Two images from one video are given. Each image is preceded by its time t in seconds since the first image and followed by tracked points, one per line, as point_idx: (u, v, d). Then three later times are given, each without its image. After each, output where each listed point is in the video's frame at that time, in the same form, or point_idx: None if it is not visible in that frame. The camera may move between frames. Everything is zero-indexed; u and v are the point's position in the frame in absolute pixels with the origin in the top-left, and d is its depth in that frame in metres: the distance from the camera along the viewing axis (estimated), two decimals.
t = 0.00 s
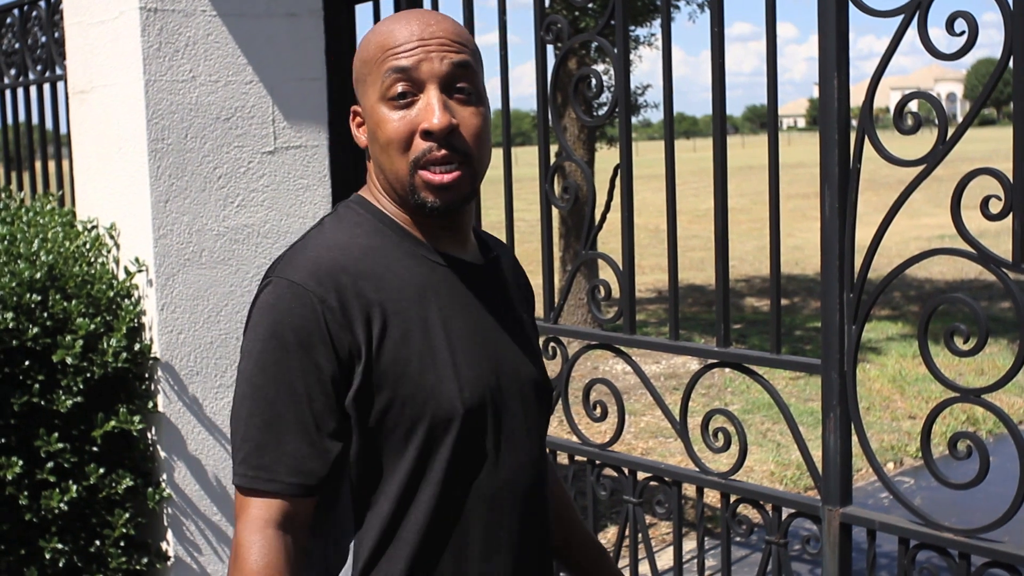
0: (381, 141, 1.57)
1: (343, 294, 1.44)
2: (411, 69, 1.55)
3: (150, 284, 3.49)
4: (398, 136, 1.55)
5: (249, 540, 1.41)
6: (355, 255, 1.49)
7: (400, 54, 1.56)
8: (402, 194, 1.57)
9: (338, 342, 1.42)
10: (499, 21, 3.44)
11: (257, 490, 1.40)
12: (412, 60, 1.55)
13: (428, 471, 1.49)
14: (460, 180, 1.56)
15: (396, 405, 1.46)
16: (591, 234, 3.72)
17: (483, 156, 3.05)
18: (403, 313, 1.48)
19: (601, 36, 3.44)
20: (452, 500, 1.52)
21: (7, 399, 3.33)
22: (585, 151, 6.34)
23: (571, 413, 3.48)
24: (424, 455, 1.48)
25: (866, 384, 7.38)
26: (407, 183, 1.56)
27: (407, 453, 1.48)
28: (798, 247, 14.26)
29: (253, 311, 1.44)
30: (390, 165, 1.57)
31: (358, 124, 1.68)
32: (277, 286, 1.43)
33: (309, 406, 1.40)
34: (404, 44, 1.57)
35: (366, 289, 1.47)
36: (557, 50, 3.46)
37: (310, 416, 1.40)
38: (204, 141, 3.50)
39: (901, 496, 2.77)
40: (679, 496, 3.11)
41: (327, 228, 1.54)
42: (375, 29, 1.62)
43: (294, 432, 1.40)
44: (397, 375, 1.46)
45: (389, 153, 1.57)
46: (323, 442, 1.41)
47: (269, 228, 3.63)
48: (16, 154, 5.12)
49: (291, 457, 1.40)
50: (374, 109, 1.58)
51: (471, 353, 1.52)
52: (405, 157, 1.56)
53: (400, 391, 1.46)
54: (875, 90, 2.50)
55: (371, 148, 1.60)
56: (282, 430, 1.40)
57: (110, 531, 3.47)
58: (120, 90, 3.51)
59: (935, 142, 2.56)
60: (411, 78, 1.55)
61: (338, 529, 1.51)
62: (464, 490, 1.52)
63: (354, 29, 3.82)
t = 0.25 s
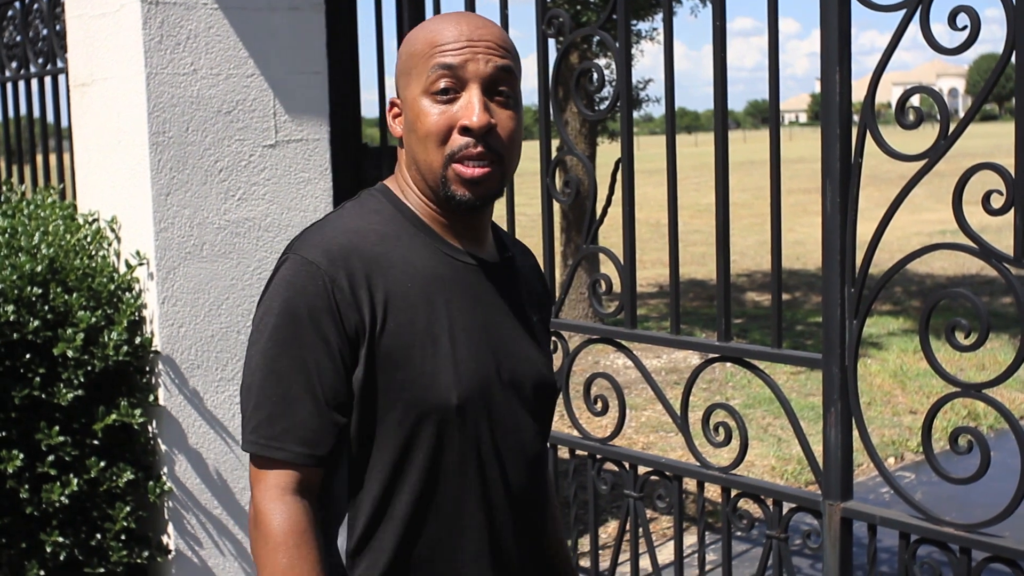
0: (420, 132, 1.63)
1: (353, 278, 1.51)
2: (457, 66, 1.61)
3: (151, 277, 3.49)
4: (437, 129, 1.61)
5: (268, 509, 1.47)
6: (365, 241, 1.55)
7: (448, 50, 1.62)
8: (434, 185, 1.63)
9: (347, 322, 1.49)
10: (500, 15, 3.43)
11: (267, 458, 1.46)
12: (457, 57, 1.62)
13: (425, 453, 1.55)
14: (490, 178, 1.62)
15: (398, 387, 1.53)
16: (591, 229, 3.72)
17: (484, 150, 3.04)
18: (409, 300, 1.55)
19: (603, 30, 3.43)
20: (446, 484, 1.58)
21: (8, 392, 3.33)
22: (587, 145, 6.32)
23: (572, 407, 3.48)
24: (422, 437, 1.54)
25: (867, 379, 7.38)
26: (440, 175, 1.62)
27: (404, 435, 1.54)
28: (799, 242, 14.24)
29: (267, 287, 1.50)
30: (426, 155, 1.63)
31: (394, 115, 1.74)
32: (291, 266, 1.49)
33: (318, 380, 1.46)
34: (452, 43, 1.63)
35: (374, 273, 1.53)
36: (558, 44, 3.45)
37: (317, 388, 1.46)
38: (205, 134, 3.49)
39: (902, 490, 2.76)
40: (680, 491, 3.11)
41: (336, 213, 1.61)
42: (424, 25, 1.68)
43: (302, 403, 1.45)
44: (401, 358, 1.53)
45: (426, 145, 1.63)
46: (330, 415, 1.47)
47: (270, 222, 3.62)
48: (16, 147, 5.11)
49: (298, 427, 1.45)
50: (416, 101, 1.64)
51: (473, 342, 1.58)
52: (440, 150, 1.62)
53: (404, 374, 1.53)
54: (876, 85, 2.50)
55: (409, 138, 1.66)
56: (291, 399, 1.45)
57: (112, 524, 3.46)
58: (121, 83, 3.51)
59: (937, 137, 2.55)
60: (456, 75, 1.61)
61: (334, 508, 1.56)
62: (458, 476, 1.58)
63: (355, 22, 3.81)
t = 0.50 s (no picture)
0: (444, 133, 1.64)
1: (361, 280, 1.52)
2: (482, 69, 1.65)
3: (153, 280, 3.50)
4: (464, 130, 1.63)
5: (276, 508, 1.50)
6: (372, 243, 1.55)
7: (473, 54, 1.65)
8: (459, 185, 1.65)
9: (355, 322, 1.50)
10: (501, 17, 3.44)
11: (276, 456, 1.49)
12: (480, 60, 1.65)
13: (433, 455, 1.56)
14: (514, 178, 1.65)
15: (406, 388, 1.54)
16: (592, 231, 3.72)
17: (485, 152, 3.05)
18: (418, 301, 1.55)
19: (604, 32, 3.44)
20: (453, 486, 1.58)
21: (10, 395, 3.34)
22: (588, 147, 6.33)
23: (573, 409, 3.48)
24: (430, 439, 1.55)
25: (869, 380, 7.38)
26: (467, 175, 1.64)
27: (412, 436, 1.55)
28: (801, 243, 14.24)
29: (276, 287, 1.52)
30: (454, 156, 1.64)
31: (400, 117, 1.72)
32: (299, 270, 1.50)
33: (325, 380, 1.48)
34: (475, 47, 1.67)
35: (382, 274, 1.54)
36: (559, 46, 3.45)
37: (324, 388, 1.48)
38: (205, 137, 3.50)
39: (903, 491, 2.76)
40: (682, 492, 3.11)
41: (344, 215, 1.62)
42: (439, 30, 1.70)
43: (309, 403, 1.47)
44: (409, 358, 1.54)
45: (451, 145, 1.64)
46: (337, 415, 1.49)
47: (272, 225, 3.62)
48: (17, 151, 5.11)
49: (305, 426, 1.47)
50: (439, 102, 1.65)
51: (483, 343, 1.59)
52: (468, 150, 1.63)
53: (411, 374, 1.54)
54: (877, 86, 2.50)
55: (427, 140, 1.66)
56: (299, 399, 1.48)
57: (113, 527, 3.46)
58: (122, 86, 3.51)
59: (937, 138, 2.55)
60: (482, 78, 1.64)
61: (342, 508, 1.58)
62: (464, 478, 1.58)
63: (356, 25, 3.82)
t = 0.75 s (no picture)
0: (499, 135, 1.69)
1: (384, 290, 1.55)
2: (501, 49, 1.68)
3: (148, 278, 3.49)
4: (502, 108, 1.68)
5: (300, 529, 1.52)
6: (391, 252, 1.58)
7: (491, 37, 1.68)
8: (498, 163, 1.71)
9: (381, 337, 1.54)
10: (497, 16, 3.44)
11: (310, 484, 1.51)
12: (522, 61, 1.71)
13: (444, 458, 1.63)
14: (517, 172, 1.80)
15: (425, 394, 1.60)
16: (588, 229, 3.72)
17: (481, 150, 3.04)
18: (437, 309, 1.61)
19: (600, 30, 3.44)
20: (473, 488, 1.65)
21: (6, 393, 3.34)
22: (584, 145, 6.32)
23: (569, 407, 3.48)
24: (455, 440, 1.62)
25: (865, 378, 7.39)
26: (499, 155, 1.71)
27: (453, 441, 1.62)
28: (797, 242, 14.25)
29: (295, 301, 1.53)
30: (501, 156, 1.71)
31: (435, 112, 1.65)
32: (323, 286, 1.52)
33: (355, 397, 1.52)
34: (490, 31, 1.69)
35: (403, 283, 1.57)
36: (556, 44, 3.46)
37: (355, 406, 1.52)
38: (202, 135, 3.49)
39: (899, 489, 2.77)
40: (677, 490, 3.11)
41: (351, 220, 1.63)
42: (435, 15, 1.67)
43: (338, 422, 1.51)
44: (426, 360, 1.59)
45: (489, 125, 1.67)
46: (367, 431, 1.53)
47: (268, 223, 3.62)
48: (13, 149, 5.11)
49: (335, 445, 1.51)
50: (480, 88, 1.66)
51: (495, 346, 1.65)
52: (507, 129, 1.69)
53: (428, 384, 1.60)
54: (873, 85, 2.50)
55: (478, 140, 1.67)
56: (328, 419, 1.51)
57: (109, 525, 3.46)
58: (118, 84, 3.51)
59: (933, 136, 2.55)
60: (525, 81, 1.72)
61: (356, 519, 1.61)
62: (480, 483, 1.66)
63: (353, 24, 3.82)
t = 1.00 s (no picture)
0: (411, 135, 1.65)
1: (368, 299, 1.55)
2: (407, 47, 1.65)
3: (147, 281, 3.49)
4: (406, 108, 1.65)
5: (321, 552, 1.50)
6: (374, 260, 1.59)
7: (400, 37, 1.66)
8: (418, 165, 1.66)
9: (372, 347, 1.54)
10: (495, 18, 3.44)
11: (318, 501, 1.50)
12: (442, 54, 1.65)
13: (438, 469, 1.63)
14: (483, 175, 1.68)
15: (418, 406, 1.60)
16: (586, 230, 3.72)
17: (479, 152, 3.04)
18: (424, 316, 1.62)
19: (598, 32, 3.44)
20: (463, 495, 1.66)
21: (5, 397, 3.33)
22: (582, 147, 6.32)
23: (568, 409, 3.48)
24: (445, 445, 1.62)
25: (865, 379, 7.39)
26: (422, 155, 1.66)
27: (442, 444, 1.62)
28: (796, 243, 14.26)
29: (286, 315, 1.53)
30: (422, 157, 1.66)
31: (359, 120, 1.72)
32: (307, 298, 1.52)
33: (357, 409, 1.51)
34: (403, 30, 1.67)
35: (386, 291, 1.58)
36: (553, 46, 3.46)
37: (357, 417, 1.50)
38: (200, 138, 3.49)
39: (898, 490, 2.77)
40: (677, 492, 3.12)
41: (336, 228, 1.63)
42: (375, 26, 1.73)
43: (346, 436, 1.49)
44: (412, 367, 1.59)
45: (397, 128, 1.66)
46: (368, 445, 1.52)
47: (267, 225, 3.63)
48: (12, 153, 5.11)
49: (340, 461, 1.49)
50: (385, 93, 1.67)
51: (478, 351, 1.66)
52: (415, 128, 1.65)
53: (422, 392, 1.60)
54: (870, 85, 2.50)
55: (394, 142, 1.67)
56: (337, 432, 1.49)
57: (109, 529, 3.46)
58: (116, 87, 3.51)
59: (930, 137, 2.56)
60: (443, 74, 1.64)
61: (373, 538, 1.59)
62: (474, 491, 1.66)
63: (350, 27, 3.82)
